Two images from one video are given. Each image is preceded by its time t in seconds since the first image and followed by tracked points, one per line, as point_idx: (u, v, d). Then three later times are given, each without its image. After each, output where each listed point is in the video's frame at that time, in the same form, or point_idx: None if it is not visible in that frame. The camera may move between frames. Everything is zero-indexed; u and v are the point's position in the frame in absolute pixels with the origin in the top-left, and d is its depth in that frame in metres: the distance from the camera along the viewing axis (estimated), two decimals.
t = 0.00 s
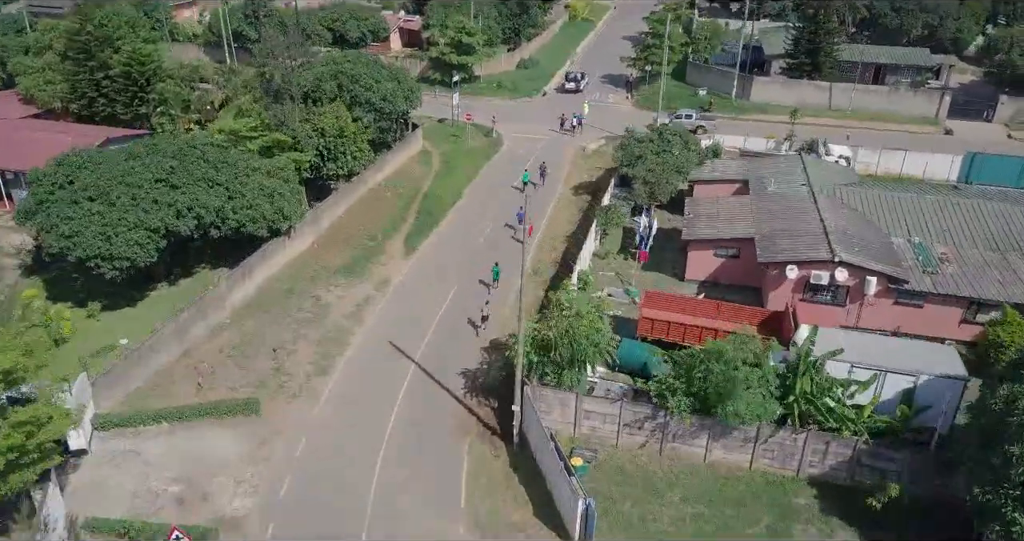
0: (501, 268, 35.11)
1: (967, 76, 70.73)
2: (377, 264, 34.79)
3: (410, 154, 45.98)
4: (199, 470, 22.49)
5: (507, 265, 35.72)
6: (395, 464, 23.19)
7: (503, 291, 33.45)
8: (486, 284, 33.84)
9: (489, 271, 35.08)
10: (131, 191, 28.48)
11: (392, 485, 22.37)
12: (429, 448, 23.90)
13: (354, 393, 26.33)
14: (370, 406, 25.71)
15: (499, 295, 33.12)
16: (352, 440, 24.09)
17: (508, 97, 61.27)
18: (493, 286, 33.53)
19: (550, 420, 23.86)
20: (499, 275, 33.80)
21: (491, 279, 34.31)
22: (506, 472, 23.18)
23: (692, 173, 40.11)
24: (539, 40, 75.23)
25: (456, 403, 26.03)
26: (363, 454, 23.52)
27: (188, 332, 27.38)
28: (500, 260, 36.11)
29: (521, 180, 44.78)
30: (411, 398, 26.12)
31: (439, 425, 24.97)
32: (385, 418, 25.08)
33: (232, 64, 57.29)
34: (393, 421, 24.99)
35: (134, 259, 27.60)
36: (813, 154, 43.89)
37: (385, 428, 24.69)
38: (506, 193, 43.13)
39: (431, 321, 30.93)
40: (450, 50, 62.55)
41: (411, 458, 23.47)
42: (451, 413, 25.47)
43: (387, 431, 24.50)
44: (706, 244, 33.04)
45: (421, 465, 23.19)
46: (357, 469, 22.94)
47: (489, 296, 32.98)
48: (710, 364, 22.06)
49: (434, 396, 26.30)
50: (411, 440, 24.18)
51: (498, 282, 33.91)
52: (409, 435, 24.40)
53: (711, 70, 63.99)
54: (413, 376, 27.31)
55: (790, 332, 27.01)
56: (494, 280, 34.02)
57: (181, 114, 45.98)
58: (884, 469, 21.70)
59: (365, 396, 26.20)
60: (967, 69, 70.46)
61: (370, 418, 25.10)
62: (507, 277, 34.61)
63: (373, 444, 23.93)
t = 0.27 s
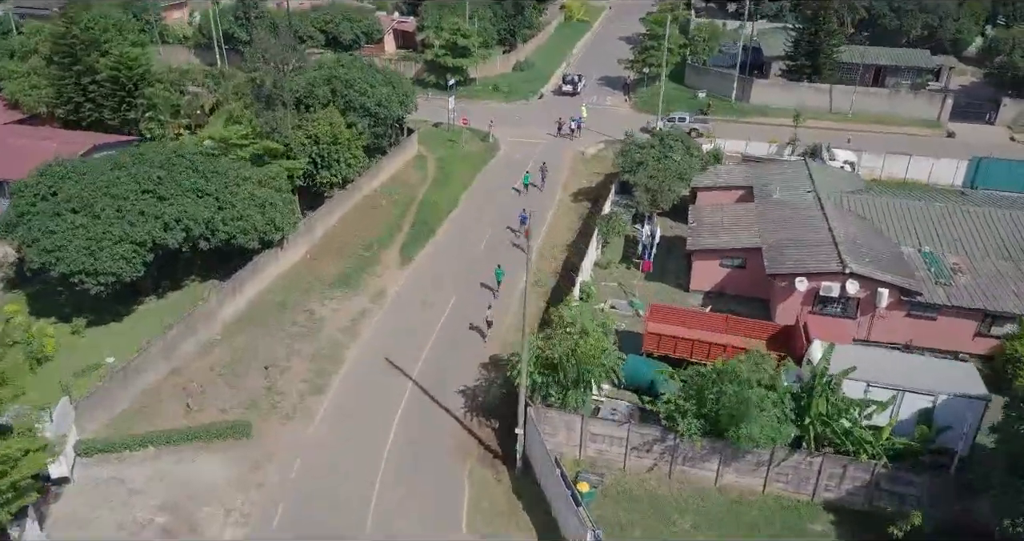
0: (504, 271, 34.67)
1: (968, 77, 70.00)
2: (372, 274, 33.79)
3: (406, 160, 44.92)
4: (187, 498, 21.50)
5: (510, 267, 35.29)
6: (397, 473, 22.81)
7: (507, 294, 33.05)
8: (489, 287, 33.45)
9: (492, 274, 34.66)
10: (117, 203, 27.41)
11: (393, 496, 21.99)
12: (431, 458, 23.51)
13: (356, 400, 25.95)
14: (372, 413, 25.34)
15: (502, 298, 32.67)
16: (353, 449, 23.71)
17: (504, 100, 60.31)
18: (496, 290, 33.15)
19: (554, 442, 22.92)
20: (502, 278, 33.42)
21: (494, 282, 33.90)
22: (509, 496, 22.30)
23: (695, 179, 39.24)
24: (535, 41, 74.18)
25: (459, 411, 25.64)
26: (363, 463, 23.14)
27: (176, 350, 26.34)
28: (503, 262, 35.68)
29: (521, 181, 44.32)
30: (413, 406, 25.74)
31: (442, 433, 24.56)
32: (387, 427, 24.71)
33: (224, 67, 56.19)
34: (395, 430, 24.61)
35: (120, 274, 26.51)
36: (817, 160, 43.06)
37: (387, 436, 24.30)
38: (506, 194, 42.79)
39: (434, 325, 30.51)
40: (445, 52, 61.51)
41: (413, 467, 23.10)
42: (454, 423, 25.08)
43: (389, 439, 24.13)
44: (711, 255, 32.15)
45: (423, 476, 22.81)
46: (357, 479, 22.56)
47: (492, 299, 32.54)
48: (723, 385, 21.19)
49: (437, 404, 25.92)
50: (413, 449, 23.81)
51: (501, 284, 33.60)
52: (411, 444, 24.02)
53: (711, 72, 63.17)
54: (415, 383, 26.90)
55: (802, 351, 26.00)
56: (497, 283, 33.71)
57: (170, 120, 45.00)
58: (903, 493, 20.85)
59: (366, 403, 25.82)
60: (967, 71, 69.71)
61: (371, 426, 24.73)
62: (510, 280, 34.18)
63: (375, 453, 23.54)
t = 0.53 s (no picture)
0: (506, 274, 34.05)
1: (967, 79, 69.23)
2: (365, 288, 32.68)
3: (399, 166, 43.77)
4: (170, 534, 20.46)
5: (512, 270, 34.77)
6: (396, 488, 22.46)
7: (508, 297, 32.54)
8: (490, 291, 32.96)
9: (493, 277, 34.17)
10: (98, 217, 26.23)
11: (392, 511, 21.63)
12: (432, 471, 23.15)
13: (356, 410, 25.54)
14: (371, 424, 24.96)
15: (503, 302, 32.16)
16: (352, 462, 23.36)
17: (500, 104, 59.21)
18: (497, 294, 32.63)
19: (557, 469, 21.90)
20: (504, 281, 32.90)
21: (495, 285, 33.40)
22: (511, 527, 21.34)
23: (696, 188, 38.30)
24: (529, 43, 73.08)
25: (461, 420, 25.19)
26: (361, 477, 22.79)
27: (160, 372, 25.24)
28: (504, 265, 35.15)
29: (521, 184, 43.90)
30: (414, 416, 25.32)
31: (443, 445, 24.14)
32: (386, 438, 24.32)
33: (212, 71, 54.92)
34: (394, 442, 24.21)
35: (101, 292, 25.26)
36: (820, 166, 42.12)
37: (386, 448, 23.93)
38: (505, 196, 42.48)
39: (435, 332, 30.03)
40: (438, 55, 60.30)
41: (413, 481, 22.75)
42: (456, 433, 24.65)
43: (389, 451, 23.78)
44: (716, 267, 31.16)
45: (423, 489, 22.46)
46: (355, 494, 22.23)
47: (493, 303, 32.03)
48: (737, 411, 20.16)
49: (438, 413, 25.49)
50: (413, 462, 23.43)
51: (503, 288, 33.03)
52: (412, 456, 23.64)
53: (709, 75, 62.26)
54: (416, 391, 26.48)
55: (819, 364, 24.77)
56: (498, 287, 33.16)
57: (157, 126, 43.82)
58: (922, 524, 19.93)
59: (366, 413, 25.42)
60: (966, 72, 68.94)
61: (371, 437, 24.35)
62: (512, 282, 33.64)
63: (373, 467, 23.18)
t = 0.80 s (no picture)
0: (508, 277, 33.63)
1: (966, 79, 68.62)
2: (359, 299, 31.75)
3: (393, 172, 42.81)
4: None
5: (514, 273, 34.40)
6: (397, 496, 22.07)
7: (511, 302, 32.13)
8: (493, 295, 32.54)
9: (496, 281, 33.74)
10: (81, 230, 25.25)
11: (392, 520, 21.27)
12: (434, 478, 22.76)
13: (354, 421, 24.96)
14: (373, 431, 24.56)
15: (507, 307, 31.75)
16: (352, 470, 22.96)
17: (495, 106, 58.29)
18: (500, 298, 32.22)
19: (561, 493, 21.03)
20: (506, 285, 32.50)
21: (498, 289, 32.98)
22: None
23: (697, 194, 37.49)
24: (524, 44, 72.17)
25: (466, 428, 24.75)
26: (361, 485, 22.38)
27: (147, 391, 24.28)
28: (508, 268, 34.74)
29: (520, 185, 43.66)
30: (416, 423, 24.91)
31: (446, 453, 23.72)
32: (387, 446, 23.91)
33: (202, 74, 53.85)
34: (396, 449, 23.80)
35: (84, 307, 24.28)
36: (823, 171, 41.34)
37: (388, 456, 23.53)
38: (506, 198, 42.18)
39: (437, 338, 29.63)
40: (432, 57, 59.32)
41: (413, 489, 22.35)
42: (458, 441, 24.25)
43: (388, 464, 23.19)
44: (720, 277, 30.33)
45: (425, 499, 22.05)
46: (351, 517, 21.35)
47: (496, 308, 31.61)
48: (748, 433, 19.41)
49: (441, 420, 25.08)
50: (415, 469, 23.08)
51: (506, 291, 32.70)
52: (414, 464, 23.26)
53: (706, 77, 61.45)
54: (419, 399, 26.07)
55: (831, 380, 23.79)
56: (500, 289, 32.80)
57: (145, 131, 42.75)
58: None
59: (368, 421, 25.00)
60: (965, 73, 68.35)
61: (372, 445, 23.96)
62: (514, 286, 33.23)
63: (374, 475, 22.79)
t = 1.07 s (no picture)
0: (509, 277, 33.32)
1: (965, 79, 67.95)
2: (353, 311, 30.73)
3: (387, 177, 41.78)
4: None
5: (516, 273, 34.10)
6: (401, 501, 21.75)
7: (513, 303, 31.80)
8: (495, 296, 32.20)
9: (497, 282, 33.41)
10: (61, 244, 24.21)
11: (394, 527, 20.92)
12: (437, 484, 22.44)
13: (349, 441, 23.98)
14: (375, 436, 24.18)
15: (509, 308, 31.44)
16: (354, 476, 22.59)
17: (490, 108, 57.26)
18: (502, 299, 31.90)
19: (566, 520, 20.03)
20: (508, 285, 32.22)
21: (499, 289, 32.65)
22: None
23: (699, 199, 36.61)
24: (519, 44, 71.15)
25: (469, 432, 24.45)
26: (363, 493, 22.02)
27: (131, 412, 23.23)
28: (509, 269, 34.41)
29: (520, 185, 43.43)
30: (419, 427, 24.59)
31: (450, 458, 23.40)
32: (390, 451, 23.56)
33: (191, 76, 52.63)
34: (399, 455, 23.46)
35: (65, 325, 23.24)
36: (826, 174, 40.48)
37: (390, 461, 23.19)
38: (506, 197, 41.88)
39: (439, 340, 29.30)
40: (426, 57, 58.22)
41: (417, 494, 22.04)
42: (463, 444, 23.95)
43: (386, 483, 22.37)
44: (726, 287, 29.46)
45: (429, 503, 21.76)
46: None
47: (498, 309, 31.28)
48: (763, 459, 18.54)
49: (445, 424, 24.77)
50: (418, 474, 22.76)
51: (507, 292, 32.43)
52: (417, 469, 22.93)
53: (704, 77, 60.57)
54: (422, 402, 25.76)
55: (844, 398, 22.90)
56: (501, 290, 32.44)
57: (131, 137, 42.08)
58: None
59: (371, 425, 24.65)
60: (965, 72, 67.67)
61: (374, 450, 23.60)
62: (516, 286, 32.92)
63: (376, 481, 22.43)
